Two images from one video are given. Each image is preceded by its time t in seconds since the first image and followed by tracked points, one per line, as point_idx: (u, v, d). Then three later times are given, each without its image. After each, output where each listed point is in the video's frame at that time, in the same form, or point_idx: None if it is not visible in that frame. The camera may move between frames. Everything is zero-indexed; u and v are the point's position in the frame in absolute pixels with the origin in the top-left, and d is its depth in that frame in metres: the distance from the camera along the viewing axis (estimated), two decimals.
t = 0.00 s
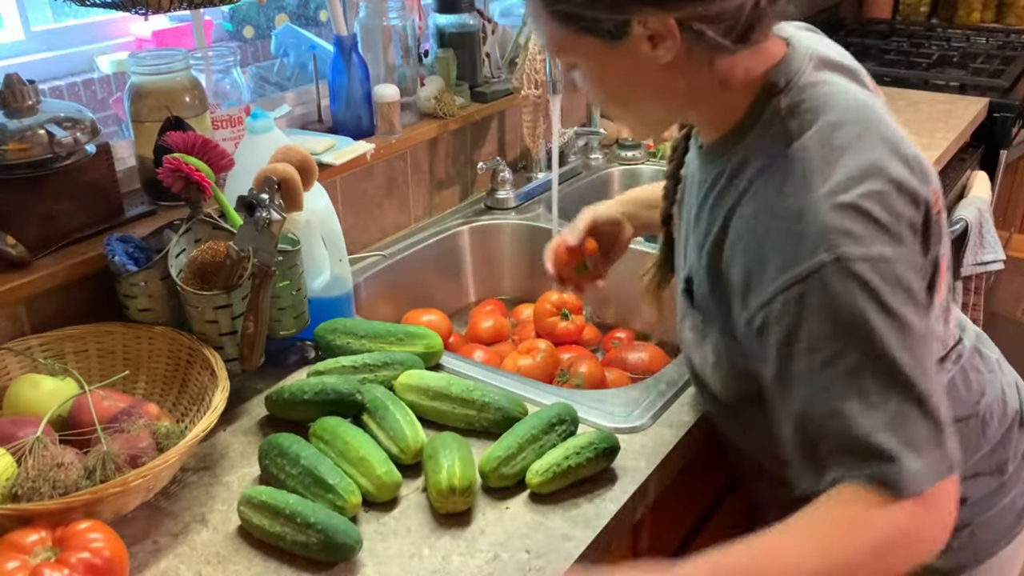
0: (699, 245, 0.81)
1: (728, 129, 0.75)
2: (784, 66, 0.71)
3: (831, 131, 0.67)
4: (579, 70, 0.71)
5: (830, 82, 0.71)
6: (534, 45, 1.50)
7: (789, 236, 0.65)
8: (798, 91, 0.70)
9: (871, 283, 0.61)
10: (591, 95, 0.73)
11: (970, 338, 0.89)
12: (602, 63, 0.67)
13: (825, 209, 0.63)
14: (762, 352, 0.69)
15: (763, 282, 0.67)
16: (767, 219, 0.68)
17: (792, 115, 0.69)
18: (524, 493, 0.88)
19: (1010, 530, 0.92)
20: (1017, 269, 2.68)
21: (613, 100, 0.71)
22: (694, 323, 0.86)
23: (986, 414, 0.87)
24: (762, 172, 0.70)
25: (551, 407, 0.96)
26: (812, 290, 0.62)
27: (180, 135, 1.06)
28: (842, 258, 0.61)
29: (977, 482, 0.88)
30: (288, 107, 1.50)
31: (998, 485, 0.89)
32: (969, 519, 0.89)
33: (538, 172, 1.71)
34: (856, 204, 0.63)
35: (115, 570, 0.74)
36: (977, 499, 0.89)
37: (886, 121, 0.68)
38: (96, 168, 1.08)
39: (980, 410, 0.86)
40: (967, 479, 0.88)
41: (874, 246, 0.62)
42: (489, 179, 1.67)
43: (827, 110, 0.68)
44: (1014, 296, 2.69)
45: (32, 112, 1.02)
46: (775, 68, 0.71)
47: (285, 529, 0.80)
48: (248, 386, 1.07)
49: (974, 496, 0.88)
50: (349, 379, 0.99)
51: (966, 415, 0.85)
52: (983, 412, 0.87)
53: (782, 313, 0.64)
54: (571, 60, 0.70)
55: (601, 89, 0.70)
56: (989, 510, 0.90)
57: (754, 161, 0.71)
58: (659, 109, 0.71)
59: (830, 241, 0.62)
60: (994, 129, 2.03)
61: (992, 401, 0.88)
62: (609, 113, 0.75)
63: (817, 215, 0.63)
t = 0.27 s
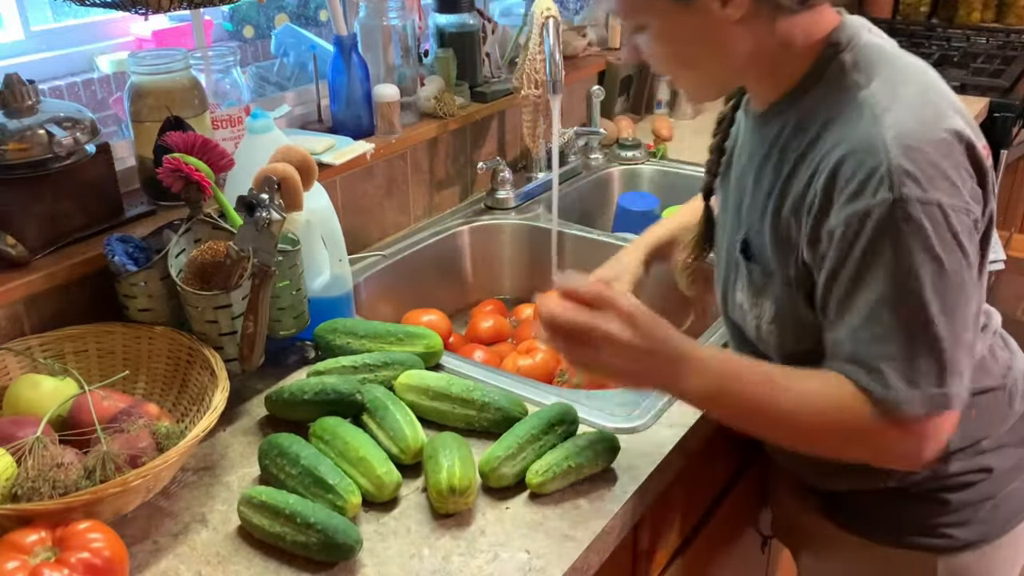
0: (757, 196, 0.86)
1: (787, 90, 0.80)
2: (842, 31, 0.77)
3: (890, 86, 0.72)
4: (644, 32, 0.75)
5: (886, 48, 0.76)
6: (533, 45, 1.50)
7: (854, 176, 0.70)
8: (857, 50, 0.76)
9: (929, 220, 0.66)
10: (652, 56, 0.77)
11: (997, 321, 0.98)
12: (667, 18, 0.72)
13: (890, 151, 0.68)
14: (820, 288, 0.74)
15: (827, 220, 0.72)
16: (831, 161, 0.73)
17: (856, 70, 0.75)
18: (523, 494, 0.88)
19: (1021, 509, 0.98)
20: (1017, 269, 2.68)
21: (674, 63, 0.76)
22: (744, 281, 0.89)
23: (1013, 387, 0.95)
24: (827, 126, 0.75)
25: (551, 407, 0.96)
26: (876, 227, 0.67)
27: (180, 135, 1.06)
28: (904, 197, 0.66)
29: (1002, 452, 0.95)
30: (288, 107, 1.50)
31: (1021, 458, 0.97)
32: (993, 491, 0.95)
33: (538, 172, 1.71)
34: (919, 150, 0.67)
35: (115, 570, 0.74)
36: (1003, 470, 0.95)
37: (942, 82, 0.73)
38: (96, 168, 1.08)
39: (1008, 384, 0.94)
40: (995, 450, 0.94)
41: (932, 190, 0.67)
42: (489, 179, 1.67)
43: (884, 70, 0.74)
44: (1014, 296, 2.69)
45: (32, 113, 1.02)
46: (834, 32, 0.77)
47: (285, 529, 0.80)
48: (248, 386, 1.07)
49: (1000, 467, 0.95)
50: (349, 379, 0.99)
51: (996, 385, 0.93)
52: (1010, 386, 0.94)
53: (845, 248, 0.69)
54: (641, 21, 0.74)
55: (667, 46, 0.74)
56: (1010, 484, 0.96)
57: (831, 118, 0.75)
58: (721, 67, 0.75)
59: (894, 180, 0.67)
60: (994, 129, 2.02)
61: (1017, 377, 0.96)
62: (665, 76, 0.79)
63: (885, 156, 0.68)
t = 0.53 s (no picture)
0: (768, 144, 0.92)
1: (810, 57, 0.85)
2: None
3: (897, 47, 0.78)
4: None
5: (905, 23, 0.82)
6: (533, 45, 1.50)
7: (837, 108, 0.77)
8: (879, 18, 0.82)
9: (885, 157, 0.72)
10: None
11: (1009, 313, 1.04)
12: None
13: (874, 94, 0.75)
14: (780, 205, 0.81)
15: (801, 141, 0.80)
16: (828, 98, 0.80)
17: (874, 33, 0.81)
18: (524, 494, 0.88)
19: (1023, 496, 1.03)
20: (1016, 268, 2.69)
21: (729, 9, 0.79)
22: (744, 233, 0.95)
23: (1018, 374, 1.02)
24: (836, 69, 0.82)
25: (552, 407, 0.96)
26: (838, 148, 0.74)
27: (180, 135, 1.06)
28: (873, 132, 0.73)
29: (1010, 434, 1.01)
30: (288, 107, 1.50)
31: None
32: (1001, 473, 1.00)
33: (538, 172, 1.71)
34: (902, 99, 0.74)
35: (115, 570, 0.74)
36: (1011, 452, 1.01)
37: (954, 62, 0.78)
38: (96, 168, 1.08)
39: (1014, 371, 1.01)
40: (1003, 433, 1.01)
41: (902, 138, 0.73)
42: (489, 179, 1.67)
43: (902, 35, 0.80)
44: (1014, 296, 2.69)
45: (32, 113, 1.02)
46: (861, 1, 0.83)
47: (285, 529, 0.80)
48: (248, 386, 1.07)
49: (1007, 448, 1.01)
50: (349, 379, 0.99)
51: (1004, 369, 1.00)
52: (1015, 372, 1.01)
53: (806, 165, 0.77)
54: None
55: None
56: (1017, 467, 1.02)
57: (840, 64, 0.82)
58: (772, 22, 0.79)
59: (869, 116, 0.74)
60: (995, 128, 2.01)
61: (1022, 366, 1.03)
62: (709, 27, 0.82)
63: (868, 97, 0.75)
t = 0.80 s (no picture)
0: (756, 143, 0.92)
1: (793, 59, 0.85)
2: None
3: (876, 45, 0.78)
4: None
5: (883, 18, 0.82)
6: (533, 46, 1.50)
7: (820, 112, 0.76)
8: (856, 17, 0.82)
9: (876, 156, 0.72)
10: None
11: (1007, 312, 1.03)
12: None
13: (857, 94, 0.74)
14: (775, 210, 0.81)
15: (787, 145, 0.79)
16: (811, 101, 0.79)
17: (852, 33, 0.81)
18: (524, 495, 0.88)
19: None
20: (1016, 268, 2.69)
21: None
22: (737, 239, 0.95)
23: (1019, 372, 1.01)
24: (817, 70, 0.81)
25: (551, 407, 0.96)
26: (825, 151, 0.73)
27: (180, 135, 1.06)
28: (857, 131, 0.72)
29: (1010, 434, 1.01)
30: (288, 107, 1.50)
31: None
32: (1002, 473, 1.00)
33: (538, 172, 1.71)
34: (883, 95, 0.73)
35: (115, 570, 0.74)
36: (1012, 451, 1.01)
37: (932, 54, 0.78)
38: (96, 168, 1.08)
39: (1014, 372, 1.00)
40: (1004, 432, 1.00)
41: (887, 134, 0.72)
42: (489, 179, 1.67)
43: (881, 30, 0.79)
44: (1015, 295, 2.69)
45: (31, 113, 1.02)
46: None
47: (285, 529, 0.80)
48: (248, 386, 1.07)
49: (1008, 448, 1.00)
50: (349, 379, 0.99)
51: (1003, 369, 0.99)
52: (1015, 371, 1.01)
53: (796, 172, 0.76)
54: None
55: None
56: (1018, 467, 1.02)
57: (819, 66, 0.81)
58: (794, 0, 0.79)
59: (852, 117, 0.73)
60: (994, 129, 2.03)
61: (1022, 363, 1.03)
62: None
63: (851, 97, 0.74)
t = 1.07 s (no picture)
0: (733, 187, 0.85)
1: (771, 89, 0.80)
2: (820, 27, 0.78)
3: (865, 77, 0.72)
4: None
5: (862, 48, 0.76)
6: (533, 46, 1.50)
7: (831, 159, 0.68)
8: (835, 46, 0.75)
9: (903, 203, 0.65)
10: None
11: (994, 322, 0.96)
12: None
13: (866, 135, 0.67)
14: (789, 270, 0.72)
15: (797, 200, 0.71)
16: (807, 148, 0.71)
17: (834, 66, 0.74)
18: (524, 495, 0.88)
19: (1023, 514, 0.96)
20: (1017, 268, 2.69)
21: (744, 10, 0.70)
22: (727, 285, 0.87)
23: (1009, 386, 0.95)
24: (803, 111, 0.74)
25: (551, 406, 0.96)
26: (851, 203, 0.65)
27: (180, 135, 1.06)
28: (880, 178, 0.65)
29: (1000, 451, 0.94)
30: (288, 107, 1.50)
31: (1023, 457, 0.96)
32: (994, 492, 0.94)
33: (538, 172, 1.71)
34: (893, 139, 0.67)
35: (115, 570, 0.74)
36: (1003, 469, 0.94)
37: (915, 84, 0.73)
38: (96, 168, 1.08)
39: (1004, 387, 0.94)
40: (994, 449, 0.94)
41: (906, 180, 0.66)
42: (489, 179, 1.67)
43: (866, 61, 0.73)
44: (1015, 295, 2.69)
45: (32, 113, 1.02)
46: (812, 29, 0.77)
47: (285, 529, 0.80)
48: (248, 386, 1.07)
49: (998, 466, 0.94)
50: (349, 379, 0.99)
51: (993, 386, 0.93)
52: (1006, 384, 0.94)
53: (818, 227, 0.67)
54: None
55: None
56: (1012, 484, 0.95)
57: (803, 105, 0.75)
58: (773, 31, 0.73)
59: (871, 164, 0.66)
60: (994, 129, 2.03)
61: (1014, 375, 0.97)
62: (709, 28, 0.71)
63: (861, 140, 0.67)
